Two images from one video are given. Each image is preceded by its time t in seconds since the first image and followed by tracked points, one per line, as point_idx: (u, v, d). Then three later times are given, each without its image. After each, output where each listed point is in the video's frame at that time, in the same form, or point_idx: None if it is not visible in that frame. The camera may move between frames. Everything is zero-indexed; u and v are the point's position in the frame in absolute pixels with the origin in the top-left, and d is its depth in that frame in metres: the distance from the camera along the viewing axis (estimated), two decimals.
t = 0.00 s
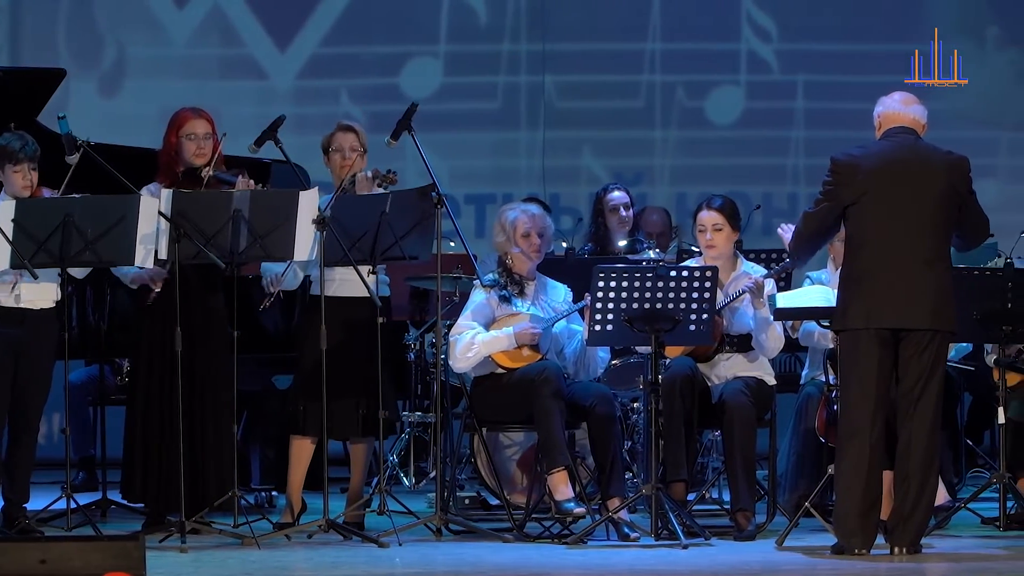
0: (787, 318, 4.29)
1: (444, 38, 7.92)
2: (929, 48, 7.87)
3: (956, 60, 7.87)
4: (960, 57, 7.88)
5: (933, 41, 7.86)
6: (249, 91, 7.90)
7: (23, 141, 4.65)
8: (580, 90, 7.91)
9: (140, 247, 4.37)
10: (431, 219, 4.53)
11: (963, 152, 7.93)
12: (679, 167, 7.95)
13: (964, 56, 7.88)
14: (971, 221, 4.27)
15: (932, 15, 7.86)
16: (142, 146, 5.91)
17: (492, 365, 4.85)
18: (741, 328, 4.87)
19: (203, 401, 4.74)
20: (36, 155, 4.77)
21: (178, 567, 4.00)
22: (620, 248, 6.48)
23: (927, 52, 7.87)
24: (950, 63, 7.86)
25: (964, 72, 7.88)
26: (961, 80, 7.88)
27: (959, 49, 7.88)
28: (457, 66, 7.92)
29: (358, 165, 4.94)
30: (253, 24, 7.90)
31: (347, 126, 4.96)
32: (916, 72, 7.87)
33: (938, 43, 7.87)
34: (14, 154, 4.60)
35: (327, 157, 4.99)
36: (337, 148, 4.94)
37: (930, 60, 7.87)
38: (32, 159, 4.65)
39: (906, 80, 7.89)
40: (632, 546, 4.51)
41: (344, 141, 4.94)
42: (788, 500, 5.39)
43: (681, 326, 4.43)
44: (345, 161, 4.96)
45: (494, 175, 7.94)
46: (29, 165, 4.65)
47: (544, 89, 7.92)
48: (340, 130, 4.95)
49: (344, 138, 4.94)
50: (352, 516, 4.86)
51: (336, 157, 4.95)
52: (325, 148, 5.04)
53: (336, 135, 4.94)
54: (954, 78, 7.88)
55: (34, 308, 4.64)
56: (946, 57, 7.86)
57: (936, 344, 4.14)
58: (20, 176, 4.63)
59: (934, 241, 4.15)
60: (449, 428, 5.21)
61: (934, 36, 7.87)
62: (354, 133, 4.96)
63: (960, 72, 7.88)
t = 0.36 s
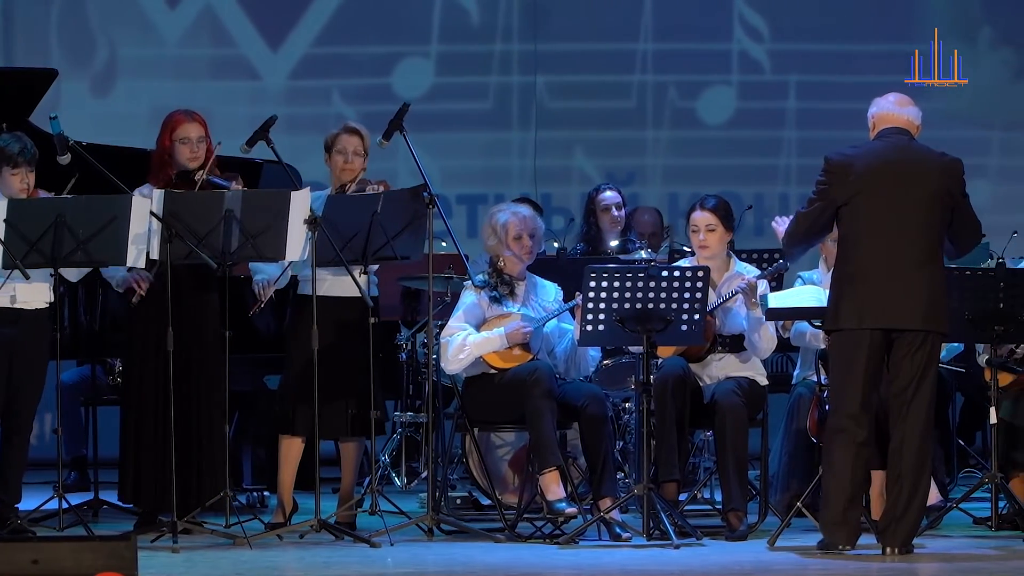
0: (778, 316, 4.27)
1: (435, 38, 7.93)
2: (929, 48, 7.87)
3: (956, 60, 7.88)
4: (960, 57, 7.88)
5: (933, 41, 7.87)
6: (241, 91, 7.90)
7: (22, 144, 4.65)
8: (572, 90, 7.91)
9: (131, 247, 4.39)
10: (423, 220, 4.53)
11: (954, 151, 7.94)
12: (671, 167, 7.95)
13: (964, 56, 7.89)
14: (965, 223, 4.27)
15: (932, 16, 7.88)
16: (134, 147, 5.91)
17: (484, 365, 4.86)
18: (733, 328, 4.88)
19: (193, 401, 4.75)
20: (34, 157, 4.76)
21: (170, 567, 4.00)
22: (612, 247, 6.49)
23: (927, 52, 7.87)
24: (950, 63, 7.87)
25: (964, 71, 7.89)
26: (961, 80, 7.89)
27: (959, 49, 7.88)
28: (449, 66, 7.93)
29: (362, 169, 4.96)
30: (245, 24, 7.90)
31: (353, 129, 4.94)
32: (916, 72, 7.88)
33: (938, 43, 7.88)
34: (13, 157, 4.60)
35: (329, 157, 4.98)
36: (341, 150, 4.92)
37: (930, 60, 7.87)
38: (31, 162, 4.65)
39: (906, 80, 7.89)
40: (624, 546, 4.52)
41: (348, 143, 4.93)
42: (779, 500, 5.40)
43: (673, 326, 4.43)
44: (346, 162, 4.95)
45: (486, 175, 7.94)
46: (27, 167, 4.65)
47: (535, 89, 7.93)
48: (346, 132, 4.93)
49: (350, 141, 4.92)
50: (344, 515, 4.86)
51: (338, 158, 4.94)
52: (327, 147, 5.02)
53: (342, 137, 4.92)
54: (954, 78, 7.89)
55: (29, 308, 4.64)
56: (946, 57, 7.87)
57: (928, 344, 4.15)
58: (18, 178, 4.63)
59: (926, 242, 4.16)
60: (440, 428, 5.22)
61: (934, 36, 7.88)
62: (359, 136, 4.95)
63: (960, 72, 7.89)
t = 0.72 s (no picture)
0: (769, 316, 4.36)
1: (425, 38, 7.93)
2: (929, 48, 7.87)
3: (955, 60, 7.89)
4: (959, 57, 7.89)
5: (933, 41, 7.87)
6: (230, 91, 7.91)
7: (10, 142, 4.63)
8: (561, 90, 7.92)
9: (120, 247, 4.37)
10: (412, 220, 4.54)
11: (942, 151, 7.93)
12: (660, 167, 7.95)
13: (964, 56, 7.89)
14: (945, 221, 4.23)
15: (933, 15, 7.87)
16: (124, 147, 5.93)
17: (474, 365, 4.86)
18: (722, 328, 4.89)
19: (183, 399, 4.74)
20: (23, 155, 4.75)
21: (159, 567, 4.01)
22: (601, 247, 6.51)
23: (927, 52, 7.87)
24: (950, 63, 7.87)
25: (964, 72, 7.89)
26: (961, 80, 7.89)
27: (959, 49, 7.89)
28: (439, 66, 7.93)
29: (357, 168, 4.99)
30: (234, 24, 7.90)
31: (355, 129, 4.96)
32: (916, 72, 7.88)
33: (938, 43, 7.88)
34: (2, 155, 4.59)
35: (328, 154, 4.98)
36: (342, 148, 4.94)
37: (930, 60, 7.88)
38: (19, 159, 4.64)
39: (906, 80, 7.89)
40: (613, 546, 4.53)
41: (350, 143, 4.95)
42: (768, 500, 5.42)
43: (662, 326, 4.46)
44: (345, 161, 4.96)
45: (475, 175, 7.95)
46: (16, 166, 4.64)
47: (524, 89, 7.93)
48: (349, 132, 4.95)
49: (351, 140, 4.95)
50: (333, 516, 4.86)
51: (338, 156, 4.95)
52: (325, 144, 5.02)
53: (344, 136, 4.93)
54: (953, 78, 7.89)
55: (18, 308, 4.63)
56: (946, 57, 7.87)
57: (907, 343, 4.16)
58: (7, 177, 4.62)
59: (901, 242, 4.16)
60: (430, 428, 5.23)
61: (933, 35, 7.87)
62: (361, 137, 4.97)
63: (960, 71, 7.89)
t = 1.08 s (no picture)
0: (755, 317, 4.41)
1: (411, 38, 7.94)
2: (929, 48, 7.86)
3: (956, 60, 7.87)
4: (959, 57, 7.87)
5: (933, 41, 7.85)
6: (216, 91, 7.90)
7: None
8: (548, 91, 7.93)
9: (108, 247, 4.39)
10: (399, 220, 4.53)
11: (929, 151, 7.92)
12: (647, 168, 7.96)
13: (964, 56, 7.87)
14: (913, 217, 4.21)
15: (934, 15, 7.85)
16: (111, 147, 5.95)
17: (460, 366, 4.87)
18: (708, 327, 4.92)
19: (168, 400, 4.74)
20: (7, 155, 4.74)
21: (146, 567, 4.00)
22: (588, 247, 6.53)
23: (927, 52, 7.86)
24: (950, 63, 7.86)
25: (964, 71, 7.87)
26: (961, 80, 7.88)
27: (959, 48, 7.87)
28: (425, 66, 7.94)
29: (335, 164, 4.98)
30: (221, 24, 7.90)
31: (330, 127, 4.95)
32: (916, 72, 7.88)
33: (938, 43, 7.87)
34: None
35: (305, 153, 4.98)
36: (319, 146, 4.92)
37: (930, 60, 7.87)
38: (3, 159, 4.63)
39: (906, 80, 7.89)
40: (600, 546, 4.54)
41: (326, 141, 4.94)
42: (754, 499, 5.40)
43: (649, 326, 4.47)
44: (324, 160, 4.95)
45: (462, 175, 7.95)
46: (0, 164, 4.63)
47: (511, 89, 7.94)
48: (324, 129, 4.93)
49: (327, 138, 4.93)
50: (320, 516, 4.86)
51: (316, 155, 4.94)
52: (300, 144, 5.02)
53: (321, 133, 4.92)
54: (954, 78, 7.88)
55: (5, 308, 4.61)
56: (946, 57, 7.86)
57: (876, 340, 4.15)
58: None
59: (864, 241, 4.16)
60: (416, 428, 5.23)
61: (933, 35, 7.85)
62: (336, 135, 4.96)
63: (960, 71, 7.88)
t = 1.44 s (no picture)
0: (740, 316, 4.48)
1: (398, 38, 7.94)
2: (929, 48, 7.87)
3: (956, 60, 7.87)
4: (960, 57, 7.87)
5: (933, 41, 7.86)
6: (203, 91, 7.90)
7: None
8: (534, 91, 7.94)
9: (96, 248, 4.36)
10: (386, 221, 4.53)
11: (915, 151, 7.93)
12: (633, 168, 7.97)
13: (965, 57, 7.87)
14: (884, 215, 4.19)
15: (934, 15, 7.87)
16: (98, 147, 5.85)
17: (447, 366, 4.88)
18: (692, 327, 4.95)
19: (151, 400, 4.75)
20: None
21: (134, 567, 4.00)
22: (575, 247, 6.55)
23: (927, 52, 7.87)
24: (950, 63, 7.86)
25: (964, 72, 7.87)
26: (961, 80, 7.87)
27: (959, 48, 7.86)
28: (412, 66, 7.94)
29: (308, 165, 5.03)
30: (208, 24, 7.90)
31: (295, 129, 5.00)
32: (916, 72, 7.89)
33: (938, 43, 7.88)
34: None
35: (276, 158, 5.02)
36: (288, 150, 4.98)
37: (930, 60, 7.88)
38: None
39: (905, 80, 7.90)
40: (587, 546, 4.56)
41: (293, 143, 4.99)
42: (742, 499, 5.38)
43: (635, 326, 4.49)
44: (295, 162, 5.00)
45: (448, 175, 7.96)
46: None
47: (498, 89, 7.96)
48: (290, 131, 4.99)
49: (293, 140, 4.98)
50: (307, 516, 4.87)
51: (286, 158, 4.99)
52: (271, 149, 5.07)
53: (285, 137, 4.98)
54: (954, 78, 7.88)
55: None
56: (946, 57, 7.86)
57: (849, 338, 4.15)
58: None
59: (833, 240, 4.16)
60: (403, 428, 5.24)
61: (933, 35, 7.87)
62: (303, 135, 5.01)
63: (960, 72, 7.87)
